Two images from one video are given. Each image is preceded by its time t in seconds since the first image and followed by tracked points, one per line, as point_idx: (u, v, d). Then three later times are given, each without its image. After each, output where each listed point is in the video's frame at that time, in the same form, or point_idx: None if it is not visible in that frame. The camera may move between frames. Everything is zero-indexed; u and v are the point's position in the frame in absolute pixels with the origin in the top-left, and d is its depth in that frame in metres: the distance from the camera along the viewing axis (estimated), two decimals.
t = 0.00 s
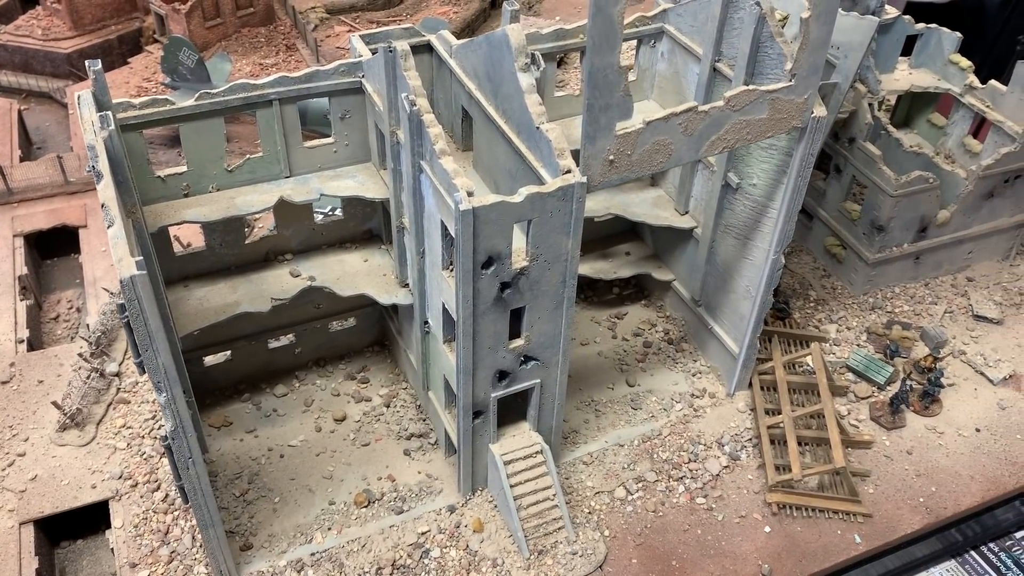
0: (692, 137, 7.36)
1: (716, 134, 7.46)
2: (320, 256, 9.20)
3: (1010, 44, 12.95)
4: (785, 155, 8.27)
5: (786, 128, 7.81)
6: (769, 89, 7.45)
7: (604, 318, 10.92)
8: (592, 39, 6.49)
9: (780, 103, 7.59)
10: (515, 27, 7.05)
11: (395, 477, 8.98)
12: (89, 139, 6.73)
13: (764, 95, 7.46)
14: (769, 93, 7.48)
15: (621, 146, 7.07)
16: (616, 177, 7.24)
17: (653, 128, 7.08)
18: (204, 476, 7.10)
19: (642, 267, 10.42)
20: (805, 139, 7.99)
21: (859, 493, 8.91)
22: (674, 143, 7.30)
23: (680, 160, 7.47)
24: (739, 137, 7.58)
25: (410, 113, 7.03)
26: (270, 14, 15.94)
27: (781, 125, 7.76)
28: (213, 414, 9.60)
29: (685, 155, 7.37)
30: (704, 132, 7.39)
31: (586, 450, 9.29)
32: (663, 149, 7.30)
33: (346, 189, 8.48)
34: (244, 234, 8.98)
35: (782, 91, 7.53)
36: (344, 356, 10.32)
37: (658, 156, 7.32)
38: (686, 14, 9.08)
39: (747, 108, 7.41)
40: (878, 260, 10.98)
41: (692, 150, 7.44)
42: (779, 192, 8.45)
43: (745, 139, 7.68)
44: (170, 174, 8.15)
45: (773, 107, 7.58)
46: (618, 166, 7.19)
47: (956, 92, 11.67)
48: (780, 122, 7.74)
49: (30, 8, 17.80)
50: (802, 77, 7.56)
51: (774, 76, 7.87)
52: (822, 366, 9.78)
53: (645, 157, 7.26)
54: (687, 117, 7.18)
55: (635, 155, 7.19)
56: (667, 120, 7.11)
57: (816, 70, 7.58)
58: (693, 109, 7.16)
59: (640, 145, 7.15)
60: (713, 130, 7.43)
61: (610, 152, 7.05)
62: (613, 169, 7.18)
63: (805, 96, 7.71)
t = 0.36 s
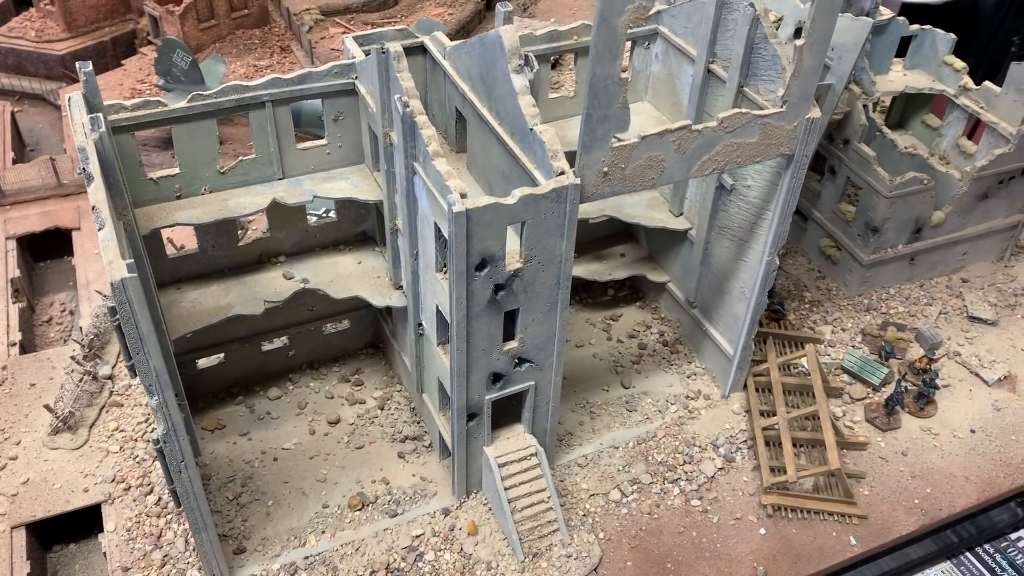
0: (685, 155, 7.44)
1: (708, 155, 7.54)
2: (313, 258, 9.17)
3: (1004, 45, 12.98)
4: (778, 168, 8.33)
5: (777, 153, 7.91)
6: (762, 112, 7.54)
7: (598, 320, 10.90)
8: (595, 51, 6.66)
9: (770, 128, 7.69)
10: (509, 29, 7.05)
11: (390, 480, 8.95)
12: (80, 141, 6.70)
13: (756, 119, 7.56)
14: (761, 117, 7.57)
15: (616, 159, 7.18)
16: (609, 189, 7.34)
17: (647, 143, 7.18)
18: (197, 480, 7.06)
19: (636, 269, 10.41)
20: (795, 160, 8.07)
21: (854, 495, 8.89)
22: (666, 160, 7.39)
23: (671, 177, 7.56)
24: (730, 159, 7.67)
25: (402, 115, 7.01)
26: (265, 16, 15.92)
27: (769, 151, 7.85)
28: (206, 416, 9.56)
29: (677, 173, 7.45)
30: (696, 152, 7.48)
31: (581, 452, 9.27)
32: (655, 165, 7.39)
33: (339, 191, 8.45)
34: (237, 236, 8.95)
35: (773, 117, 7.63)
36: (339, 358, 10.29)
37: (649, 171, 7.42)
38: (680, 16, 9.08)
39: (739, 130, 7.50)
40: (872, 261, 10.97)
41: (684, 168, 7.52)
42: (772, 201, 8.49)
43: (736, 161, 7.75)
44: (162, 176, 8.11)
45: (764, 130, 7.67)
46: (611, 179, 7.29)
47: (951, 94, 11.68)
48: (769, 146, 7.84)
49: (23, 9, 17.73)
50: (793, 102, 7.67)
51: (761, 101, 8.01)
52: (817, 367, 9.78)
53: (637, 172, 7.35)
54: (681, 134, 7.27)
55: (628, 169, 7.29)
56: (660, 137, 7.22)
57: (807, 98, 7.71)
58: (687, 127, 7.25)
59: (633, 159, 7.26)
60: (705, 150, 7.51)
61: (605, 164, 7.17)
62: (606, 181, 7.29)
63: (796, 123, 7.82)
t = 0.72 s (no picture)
0: (673, 197, 7.59)
1: (695, 195, 7.71)
2: (309, 259, 9.15)
3: (1000, 47, 12.93)
4: (766, 202, 8.49)
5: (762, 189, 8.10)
6: (748, 153, 7.72)
7: (594, 321, 10.90)
8: (582, 105, 6.64)
9: (756, 166, 7.87)
10: (505, 31, 7.04)
11: (385, 482, 8.93)
12: (74, 142, 6.68)
13: (741, 160, 7.73)
14: (746, 158, 7.76)
15: (605, 204, 7.26)
16: (601, 231, 7.42)
17: (636, 187, 7.30)
18: (191, 481, 7.03)
19: (633, 271, 10.40)
20: (782, 193, 8.27)
21: (849, 497, 8.90)
22: (655, 201, 7.53)
23: (660, 217, 7.70)
24: (716, 197, 7.84)
25: (398, 116, 6.99)
26: (260, 16, 15.90)
27: (754, 187, 8.04)
28: (201, 418, 9.53)
29: (665, 214, 7.60)
30: (684, 193, 7.63)
31: (577, 454, 9.26)
32: (645, 208, 7.53)
33: (335, 193, 8.43)
34: (232, 237, 8.93)
35: (759, 156, 7.80)
36: (334, 360, 10.26)
37: (640, 213, 7.54)
38: (677, 17, 9.07)
39: (725, 170, 7.66)
40: (868, 263, 10.98)
41: (672, 209, 7.68)
42: (760, 230, 8.65)
43: (722, 199, 7.93)
44: (157, 177, 8.09)
45: (750, 169, 7.85)
46: (602, 222, 7.37)
47: (946, 96, 11.73)
48: (756, 183, 8.03)
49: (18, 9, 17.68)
50: (778, 142, 7.82)
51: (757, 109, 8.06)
52: (813, 369, 9.80)
53: (628, 214, 7.47)
54: (668, 177, 7.42)
55: (618, 212, 7.39)
56: (649, 180, 7.35)
57: (792, 137, 7.86)
58: (674, 170, 7.40)
59: (623, 202, 7.36)
60: (692, 191, 7.67)
61: (596, 209, 7.23)
62: (597, 224, 7.35)
63: (781, 161, 7.99)
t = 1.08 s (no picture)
0: (662, 243, 7.89)
1: (683, 242, 8.00)
2: (306, 259, 9.12)
3: (997, 47, 12.93)
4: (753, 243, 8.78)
5: (748, 235, 8.40)
6: (733, 201, 8.02)
7: (592, 322, 10.89)
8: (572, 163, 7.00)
9: (742, 213, 8.17)
10: (503, 30, 7.03)
11: (382, 482, 8.91)
12: (70, 141, 6.65)
13: (727, 207, 8.03)
14: (732, 205, 8.05)
15: (597, 253, 7.57)
16: (593, 277, 7.72)
17: (626, 236, 7.61)
18: (187, 481, 7.01)
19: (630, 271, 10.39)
20: (767, 238, 8.58)
21: (846, 497, 8.90)
22: (645, 249, 7.83)
23: (649, 263, 8.01)
24: (704, 244, 8.15)
25: (395, 116, 6.97)
26: (258, 16, 15.87)
27: (741, 235, 8.36)
28: (197, 418, 9.51)
29: (654, 259, 7.89)
30: (673, 240, 7.93)
31: (574, 455, 9.26)
32: (635, 255, 7.84)
33: (332, 192, 8.41)
34: (229, 236, 8.91)
35: (744, 204, 8.11)
36: (331, 360, 10.24)
37: (629, 261, 7.86)
38: (675, 17, 9.04)
39: (712, 218, 7.96)
40: (866, 263, 10.98)
41: (661, 255, 7.97)
42: (747, 272, 8.94)
43: (710, 245, 8.23)
44: (153, 177, 8.06)
45: (737, 216, 8.16)
46: (594, 269, 7.68)
47: (944, 96, 11.72)
48: (742, 229, 8.34)
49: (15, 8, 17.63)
50: (763, 190, 8.13)
51: (755, 108, 8.05)
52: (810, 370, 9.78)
53: (618, 261, 7.78)
54: (658, 226, 7.72)
55: (609, 259, 7.69)
56: (639, 230, 7.66)
57: (776, 185, 8.18)
58: (663, 220, 7.70)
59: (614, 250, 7.67)
60: (680, 238, 7.96)
61: (588, 257, 7.54)
62: (589, 271, 7.66)
63: (767, 207, 8.31)
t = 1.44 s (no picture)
0: (645, 313, 8.40)
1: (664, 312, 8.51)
2: (301, 259, 9.10)
3: (994, 48, 12.93)
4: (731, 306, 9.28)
5: (725, 303, 8.92)
6: (712, 273, 8.52)
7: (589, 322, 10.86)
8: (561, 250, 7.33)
9: (720, 285, 8.68)
10: (498, 31, 7.02)
11: (377, 483, 8.90)
12: (64, 142, 6.63)
13: (706, 279, 8.55)
14: (710, 278, 8.56)
15: (584, 324, 8.07)
16: (580, 345, 8.24)
17: (611, 309, 8.11)
18: (181, 483, 6.99)
19: (626, 271, 10.39)
20: (744, 306, 9.09)
21: (842, 498, 8.90)
22: (629, 318, 8.35)
23: (633, 331, 8.53)
24: (684, 312, 8.66)
25: (390, 116, 6.96)
26: (254, 15, 15.85)
27: (718, 303, 8.88)
28: (192, 418, 9.49)
29: (637, 328, 8.41)
30: (655, 310, 8.45)
31: (569, 456, 9.25)
32: (620, 324, 8.36)
33: (327, 193, 8.39)
34: (225, 236, 8.89)
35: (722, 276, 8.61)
36: (327, 361, 10.23)
37: (615, 329, 8.38)
38: (670, 18, 9.04)
39: (691, 290, 8.47)
40: (861, 264, 10.97)
41: (644, 324, 8.49)
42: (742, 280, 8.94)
43: (689, 313, 8.75)
44: (148, 177, 8.04)
45: (715, 287, 8.68)
46: (581, 337, 8.19)
47: (940, 97, 11.73)
48: (720, 298, 8.86)
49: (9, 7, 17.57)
50: (740, 263, 8.64)
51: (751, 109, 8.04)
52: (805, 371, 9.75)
53: (604, 330, 8.29)
54: (640, 299, 8.24)
55: (595, 328, 8.20)
56: (623, 303, 8.18)
57: (751, 258, 8.68)
58: (645, 293, 8.21)
59: (600, 320, 8.17)
60: (661, 308, 8.48)
61: (574, 328, 8.04)
62: (576, 340, 8.17)
63: (743, 277, 8.81)
